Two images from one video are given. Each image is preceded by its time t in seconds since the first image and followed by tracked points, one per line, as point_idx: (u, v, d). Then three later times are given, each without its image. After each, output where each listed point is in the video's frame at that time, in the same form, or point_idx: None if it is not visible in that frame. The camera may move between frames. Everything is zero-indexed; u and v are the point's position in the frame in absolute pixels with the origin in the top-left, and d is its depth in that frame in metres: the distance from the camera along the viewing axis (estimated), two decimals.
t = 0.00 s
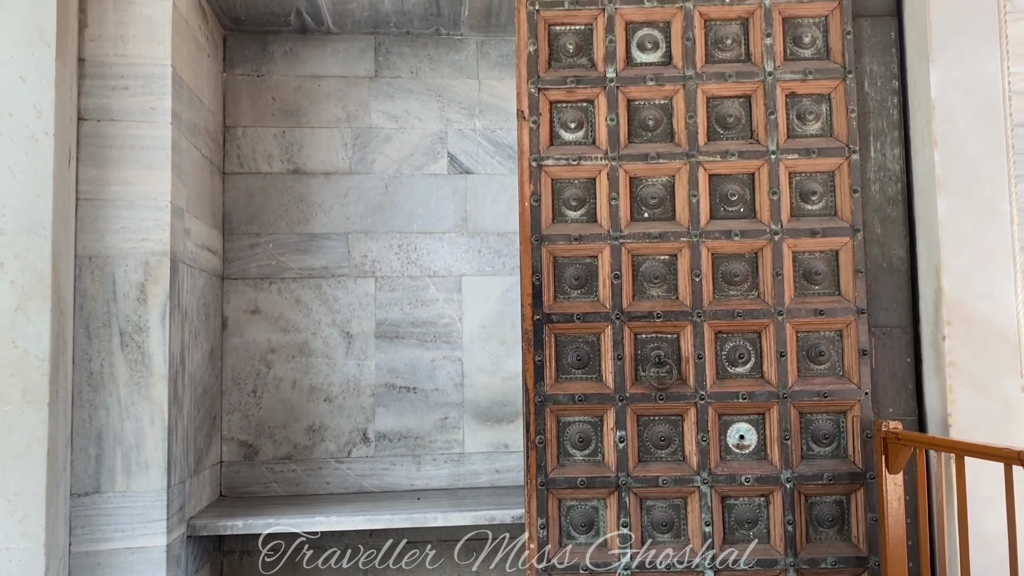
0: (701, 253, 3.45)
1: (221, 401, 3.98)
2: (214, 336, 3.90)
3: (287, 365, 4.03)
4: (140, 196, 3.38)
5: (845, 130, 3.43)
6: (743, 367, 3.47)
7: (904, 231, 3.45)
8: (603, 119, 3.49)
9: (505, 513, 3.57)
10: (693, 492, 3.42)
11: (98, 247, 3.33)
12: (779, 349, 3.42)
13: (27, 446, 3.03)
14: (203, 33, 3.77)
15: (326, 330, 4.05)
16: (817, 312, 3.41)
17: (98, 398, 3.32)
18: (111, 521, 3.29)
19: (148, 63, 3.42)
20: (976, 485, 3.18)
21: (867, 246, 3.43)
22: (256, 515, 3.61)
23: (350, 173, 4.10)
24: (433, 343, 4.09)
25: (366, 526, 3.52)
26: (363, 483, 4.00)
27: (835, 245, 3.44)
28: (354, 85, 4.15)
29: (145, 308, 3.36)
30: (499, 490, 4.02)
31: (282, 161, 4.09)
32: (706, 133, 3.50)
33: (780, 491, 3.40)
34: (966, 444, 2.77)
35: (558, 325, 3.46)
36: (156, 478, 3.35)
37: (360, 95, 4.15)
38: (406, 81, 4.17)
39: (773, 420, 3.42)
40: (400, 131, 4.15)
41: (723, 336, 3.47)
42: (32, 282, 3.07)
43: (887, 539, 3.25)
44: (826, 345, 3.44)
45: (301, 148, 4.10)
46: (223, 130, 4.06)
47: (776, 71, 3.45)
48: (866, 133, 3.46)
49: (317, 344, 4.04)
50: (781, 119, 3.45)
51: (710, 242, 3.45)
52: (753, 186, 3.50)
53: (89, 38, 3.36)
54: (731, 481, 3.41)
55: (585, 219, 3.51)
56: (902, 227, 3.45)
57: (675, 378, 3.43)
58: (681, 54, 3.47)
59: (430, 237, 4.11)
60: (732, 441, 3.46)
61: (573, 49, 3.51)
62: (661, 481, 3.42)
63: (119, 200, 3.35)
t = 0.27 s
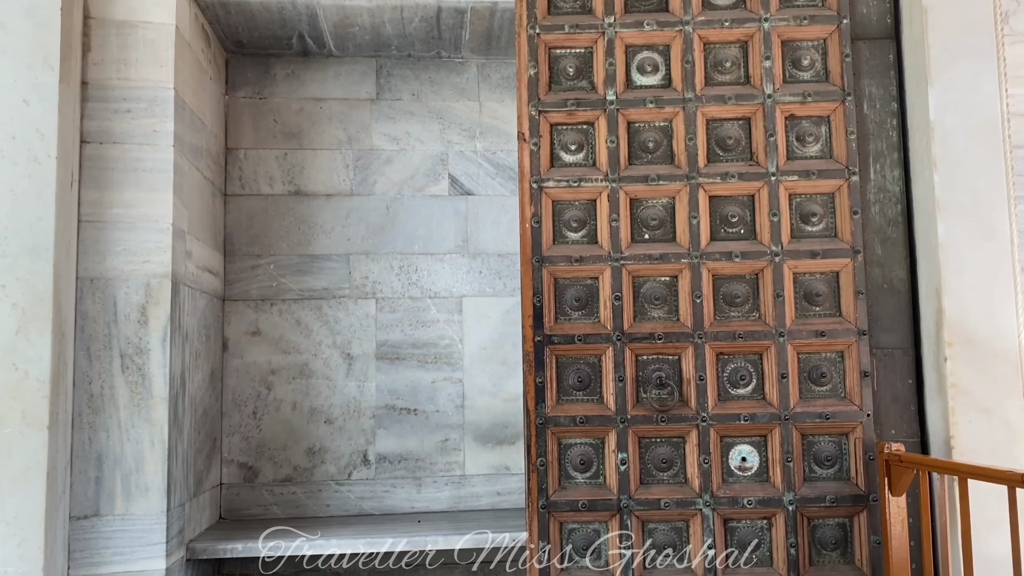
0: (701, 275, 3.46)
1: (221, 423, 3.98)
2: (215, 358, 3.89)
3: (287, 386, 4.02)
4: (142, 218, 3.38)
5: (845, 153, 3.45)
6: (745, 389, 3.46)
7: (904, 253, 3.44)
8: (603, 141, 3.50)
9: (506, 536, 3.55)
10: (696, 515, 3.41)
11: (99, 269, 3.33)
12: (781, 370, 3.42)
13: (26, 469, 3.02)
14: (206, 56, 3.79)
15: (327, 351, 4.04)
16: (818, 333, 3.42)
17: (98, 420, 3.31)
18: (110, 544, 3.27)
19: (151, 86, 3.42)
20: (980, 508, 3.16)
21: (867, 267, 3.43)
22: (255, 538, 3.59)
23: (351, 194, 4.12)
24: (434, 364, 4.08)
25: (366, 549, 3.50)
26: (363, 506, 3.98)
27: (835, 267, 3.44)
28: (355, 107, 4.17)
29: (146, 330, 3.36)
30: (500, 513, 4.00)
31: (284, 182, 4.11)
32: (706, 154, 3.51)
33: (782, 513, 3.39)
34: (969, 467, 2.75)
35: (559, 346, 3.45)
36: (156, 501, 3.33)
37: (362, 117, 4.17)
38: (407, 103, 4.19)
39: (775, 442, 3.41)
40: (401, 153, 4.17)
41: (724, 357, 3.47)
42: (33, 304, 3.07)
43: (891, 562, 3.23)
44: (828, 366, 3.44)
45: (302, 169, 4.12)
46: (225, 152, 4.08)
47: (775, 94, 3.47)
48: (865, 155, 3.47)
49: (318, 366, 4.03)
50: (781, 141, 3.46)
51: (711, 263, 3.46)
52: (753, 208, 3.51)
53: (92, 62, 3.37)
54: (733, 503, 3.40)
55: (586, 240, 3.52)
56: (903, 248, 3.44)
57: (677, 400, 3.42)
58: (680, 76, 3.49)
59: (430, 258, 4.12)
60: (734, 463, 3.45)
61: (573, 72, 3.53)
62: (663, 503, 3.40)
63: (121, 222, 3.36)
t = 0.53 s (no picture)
0: (702, 295, 3.46)
1: (221, 443, 3.97)
2: (215, 378, 3.89)
3: (288, 407, 4.01)
4: (144, 239, 3.39)
5: (845, 173, 3.46)
6: (747, 410, 3.45)
7: (905, 273, 3.44)
8: (604, 161, 3.51)
9: (507, 558, 3.53)
10: (698, 536, 3.39)
11: (100, 290, 3.34)
12: (782, 391, 3.41)
13: (25, 490, 3.00)
14: (208, 78, 3.80)
15: (327, 372, 4.04)
16: (820, 353, 3.41)
17: (99, 441, 3.30)
18: (110, 566, 3.25)
19: (154, 107, 3.43)
20: (983, 530, 3.14)
21: (868, 288, 3.44)
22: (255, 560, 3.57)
23: (353, 215, 4.13)
24: (434, 385, 4.07)
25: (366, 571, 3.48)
26: (363, 527, 3.96)
27: (836, 287, 3.44)
28: (357, 128, 4.19)
29: (146, 351, 3.36)
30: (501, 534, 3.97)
31: (286, 203, 4.12)
32: (707, 175, 3.52)
33: (785, 535, 3.36)
34: (972, 488, 2.74)
35: (560, 367, 3.45)
36: (155, 522, 3.31)
37: (364, 138, 4.19)
38: (409, 124, 4.21)
39: (777, 462, 3.40)
40: (403, 173, 4.18)
41: (726, 378, 3.46)
42: (34, 324, 3.07)
43: None
44: (829, 387, 3.43)
45: (304, 190, 4.13)
46: (227, 173, 4.09)
47: (775, 115, 3.48)
48: (865, 175, 3.48)
49: (318, 386, 4.03)
50: (781, 162, 3.47)
51: (711, 283, 3.46)
52: (754, 228, 3.51)
53: (95, 83, 3.38)
54: (735, 525, 3.38)
55: (587, 260, 3.52)
56: (903, 268, 3.45)
57: (679, 421, 3.42)
58: (680, 98, 3.50)
59: (431, 278, 4.12)
60: (736, 484, 3.43)
61: (574, 93, 3.54)
62: (665, 525, 3.39)
63: (123, 243, 3.36)
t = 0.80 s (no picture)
0: (704, 314, 3.45)
1: (222, 464, 3.95)
2: (217, 399, 3.89)
3: (289, 428, 4.01)
4: (147, 259, 3.40)
5: (845, 193, 3.47)
6: (750, 430, 3.44)
7: (906, 293, 3.44)
8: (605, 181, 3.53)
9: None
10: (701, 558, 3.36)
11: (103, 310, 3.34)
12: (785, 411, 3.40)
13: (26, 511, 2.99)
14: (212, 99, 3.83)
15: (329, 392, 4.04)
16: (822, 373, 3.40)
17: (100, 462, 3.29)
18: None
19: (158, 129, 3.45)
20: (988, 553, 3.12)
21: (870, 307, 3.44)
22: None
23: (355, 235, 4.14)
24: (436, 405, 4.07)
25: None
26: (364, 548, 3.94)
27: (837, 306, 3.44)
28: (360, 149, 4.21)
29: (148, 371, 3.36)
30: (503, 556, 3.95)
31: (288, 223, 4.13)
32: (708, 195, 3.53)
33: (789, 556, 3.34)
34: (976, 508, 2.73)
35: (563, 387, 3.44)
36: (156, 544, 3.30)
37: (366, 158, 4.21)
38: (411, 144, 4.23)
39: (780, 483, 3.38)
40: (405, 194, 4.20)
41: (728, 397, 3.45)
42: (36, 345, 3.07)
43: None
44: (832, 407, 3.42)
45: (306, 210, 4.15)
46: (230, 194, 4.11)
47: (776, 135, 3.50)
48: (866, 196, 3.49)
49: (320, 407, 4.02)
50: (781, 182, 3.49)
51: (713, 303, 3.46)
52: (755, 247, 3.52)
53: (100, 105, 3.40)
54: (739, 546, 3.36)
55: (589, 280, 3.52)
56: (905, 288, 3.45)
57: (681, 441, 3.41)
58: (681, 119, 3.52)
59: (433, 297, 4.13)
60: (739, 504, 3.41)
61: (575, 114, 3.57)
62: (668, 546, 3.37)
63: (126, 263, 3.37)
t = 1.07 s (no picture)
0: (706, 335, 3.45)
1: (223, 486, 3.94)
2: (219, 420, 3.88)
3: (290, 449, 4.00)
4: (149, 280, 3.41)
5: (846, 215, 3.47)
6: (752, 451, 3.42)
7: (908, 314, 3.44)
8: (607, 203, 3.53)
9: None
10: None
11: (105, 332, 3.34)
12: (788, 432, 3.39)
13: (26, 534, 2.98)
14: (216, 121, 3.85)
15: (330, 414, 4.03)
16: (824, 395, 3.40)
17: (101, 483, 3.28)
18: None
19: (162, 151, 3.46)
20: None
21: (872, 328, 3.43)
22: None
23: (357, 256, 4.15)
24: (437, 426, 4.06)
25: None
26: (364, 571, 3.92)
27: (839, 328, 3.44)
28: (362, 170, 4.23)
29: (150, 393, 3.35)
30: None
31: (291, 244, 4.14)
32: (709, 217, 3.53)
33: None
34: (979, 531, 2.72)
35: (565, 409, 3.42)
36: (156, 566, 3.28)
37: (369, 180, 4.22)
38: (413, 166, 4.25)
39: (783, 505, 3.36)
40: (407, 215, 4.21)
41: (731, 419, 3.44)
42: (38, 367, 3.07)
43: None
44: (835, 428, 3.40)
45: (309, 231, 4.16)
46: (233, 215, 4.12)
47: (776, 157, 3.51)
48: (867, 217, 3.49)
49: (321, 428, 4.02)
50: (782, 204, 3.49)
51: (715, 324, 3.46)
52: (756, 269, 3.52)
53: (104, 127, 3.41)
54: (742, 569, 3.34)
55: (590, 301, 3.51)
56: (906, 309, 3.44)
57: (684, 463, 3.40)
58: (682, 141, 3.53)
59: (435, 318, 4.13)
60: (742, 527, 3.39)
61: (576, 136, 3.57)
62: (670, 569, 3.34)
63: (128, 284, 3.38)
